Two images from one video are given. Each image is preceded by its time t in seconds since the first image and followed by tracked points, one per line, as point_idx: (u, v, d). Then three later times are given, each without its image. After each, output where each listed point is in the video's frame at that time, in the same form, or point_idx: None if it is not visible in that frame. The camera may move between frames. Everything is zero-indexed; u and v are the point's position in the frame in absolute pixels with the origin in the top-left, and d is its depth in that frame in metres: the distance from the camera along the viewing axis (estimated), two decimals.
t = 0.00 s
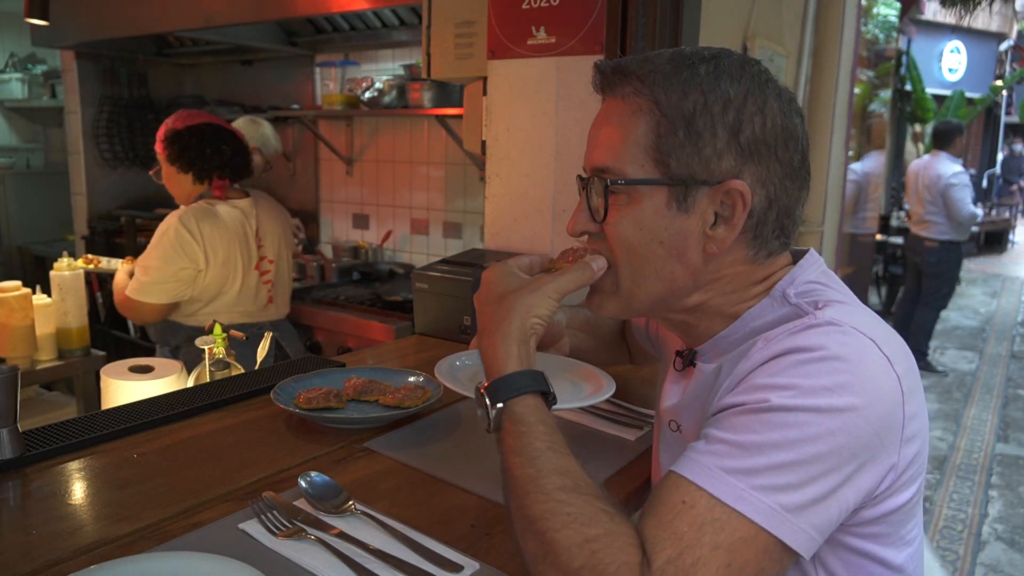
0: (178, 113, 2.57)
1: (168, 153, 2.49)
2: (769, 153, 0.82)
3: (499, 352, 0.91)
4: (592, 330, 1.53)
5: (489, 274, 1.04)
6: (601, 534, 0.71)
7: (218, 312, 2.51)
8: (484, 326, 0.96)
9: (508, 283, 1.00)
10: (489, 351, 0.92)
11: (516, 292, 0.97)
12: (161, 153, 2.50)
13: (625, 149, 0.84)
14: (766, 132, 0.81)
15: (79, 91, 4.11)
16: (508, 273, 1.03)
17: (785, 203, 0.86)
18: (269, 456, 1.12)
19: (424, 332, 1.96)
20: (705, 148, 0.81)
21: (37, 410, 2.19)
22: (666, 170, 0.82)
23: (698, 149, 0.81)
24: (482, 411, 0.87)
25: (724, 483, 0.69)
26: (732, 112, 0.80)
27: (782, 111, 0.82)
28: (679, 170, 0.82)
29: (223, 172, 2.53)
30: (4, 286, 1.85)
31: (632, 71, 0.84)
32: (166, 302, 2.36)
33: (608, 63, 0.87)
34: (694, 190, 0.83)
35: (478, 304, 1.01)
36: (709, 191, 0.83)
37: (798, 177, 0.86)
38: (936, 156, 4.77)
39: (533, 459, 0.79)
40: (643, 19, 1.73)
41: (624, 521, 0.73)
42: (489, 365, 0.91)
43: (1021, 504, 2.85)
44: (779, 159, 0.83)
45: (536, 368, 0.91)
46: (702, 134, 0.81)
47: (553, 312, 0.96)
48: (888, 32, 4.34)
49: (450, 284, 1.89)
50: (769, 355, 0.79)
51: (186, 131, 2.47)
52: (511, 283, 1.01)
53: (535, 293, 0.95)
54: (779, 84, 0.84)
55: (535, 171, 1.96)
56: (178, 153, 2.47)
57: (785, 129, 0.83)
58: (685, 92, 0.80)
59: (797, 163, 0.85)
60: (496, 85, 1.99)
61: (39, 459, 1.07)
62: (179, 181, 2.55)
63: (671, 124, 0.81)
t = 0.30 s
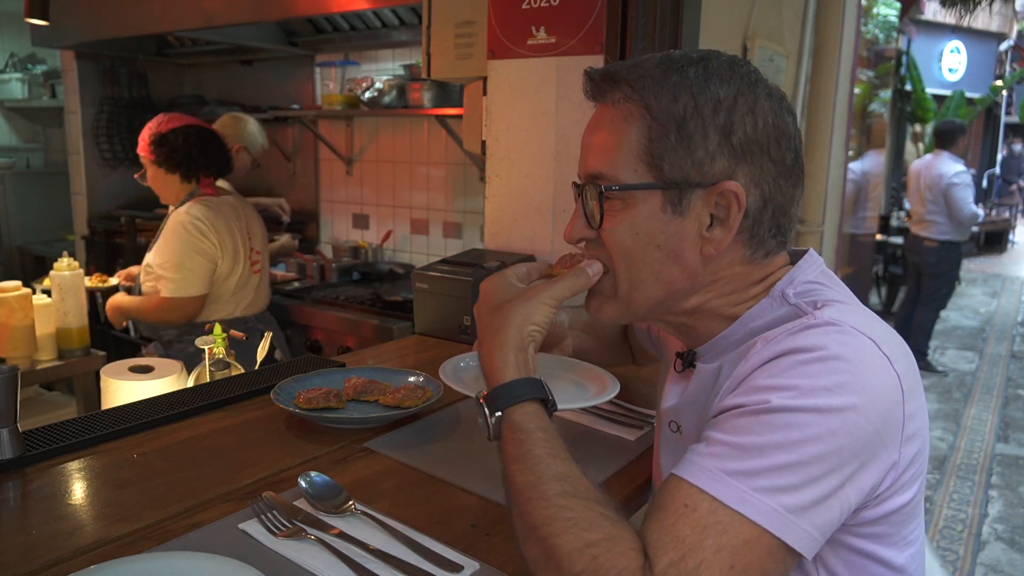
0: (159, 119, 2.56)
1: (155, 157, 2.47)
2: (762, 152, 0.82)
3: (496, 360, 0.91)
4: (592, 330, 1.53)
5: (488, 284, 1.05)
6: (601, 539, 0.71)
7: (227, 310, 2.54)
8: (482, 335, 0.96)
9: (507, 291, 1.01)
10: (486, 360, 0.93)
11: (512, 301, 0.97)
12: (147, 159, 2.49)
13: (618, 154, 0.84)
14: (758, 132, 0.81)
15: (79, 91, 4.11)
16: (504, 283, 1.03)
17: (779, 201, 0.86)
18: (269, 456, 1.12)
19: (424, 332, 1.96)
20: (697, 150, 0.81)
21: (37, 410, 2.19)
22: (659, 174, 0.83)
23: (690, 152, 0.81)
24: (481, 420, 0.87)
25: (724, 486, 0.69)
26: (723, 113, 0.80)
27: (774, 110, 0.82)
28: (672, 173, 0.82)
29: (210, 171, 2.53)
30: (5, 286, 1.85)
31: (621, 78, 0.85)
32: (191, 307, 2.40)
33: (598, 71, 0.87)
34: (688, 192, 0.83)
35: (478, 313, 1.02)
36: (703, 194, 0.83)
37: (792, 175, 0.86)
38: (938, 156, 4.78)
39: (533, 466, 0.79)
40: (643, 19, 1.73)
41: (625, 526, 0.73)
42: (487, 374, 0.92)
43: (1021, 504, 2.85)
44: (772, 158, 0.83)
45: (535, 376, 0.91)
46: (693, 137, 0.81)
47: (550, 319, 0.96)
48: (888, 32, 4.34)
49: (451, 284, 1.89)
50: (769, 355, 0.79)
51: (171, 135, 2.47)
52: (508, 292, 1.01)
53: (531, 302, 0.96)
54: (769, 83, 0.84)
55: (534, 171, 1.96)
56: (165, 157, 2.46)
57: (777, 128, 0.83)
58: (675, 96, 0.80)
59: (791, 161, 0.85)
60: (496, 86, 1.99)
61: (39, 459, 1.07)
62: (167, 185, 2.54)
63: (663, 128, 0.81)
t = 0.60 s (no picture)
0: (124, 126, 2.54)
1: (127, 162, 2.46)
2: (759, 153, 0.82)
3: (494, 368, 0.91)
4: (592, 331, 1.53)
5: (482, 295, 1.04)
6: (605, 544, 0.71)
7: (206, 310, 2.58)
8: (480, 342, 0.96)
9: (502, 299, 1.01)
10: (485, 368, 0.92)
11: (509, 309, 0.96)
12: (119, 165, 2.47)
13: (615, 159, 0.84)
14: (754, 132, 0.81)
15: (79, 91, 4.12)
16: (501, 291, 1.02)
17: (777, 201, 0.86)
18: (270, 456, 1.12)
19: (424, 332, 1.96)
20: (693, 152, 0.81)
21: (36, 410, 2.18)
22: (657, 176, 0.83)
23: (687, 154, 0.81)
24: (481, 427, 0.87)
25: (727, 488, 0.69)
26: (719, 115, 0.80)
27: (769, 109, 0.82)
28: (670, 176, 0.82)
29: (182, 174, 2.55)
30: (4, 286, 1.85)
31: (616, 82, 0.85)
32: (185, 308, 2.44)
33: (592, 75, 0.88)
34: (686, 195, 0.83)
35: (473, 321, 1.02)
36: (701, 196, 0.83)
37: (789, 175, 0.86)
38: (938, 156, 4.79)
39: (534, 474, 0.79)
40: (644, 19, 1.72)
41: (629, 530, 0.73)
42: (485, 381, 0.91)
43: (1021, 504, 2.85)
44: (769, 158, 0.83)
45: (532, 382, 0.91)
46: (690, 139, 0.81)
47: (548, 325, 0.96)
48: (888, 32, 4.34)
49: (451, 284, 1.89)
50: (770, 356, 0.79)
51: (143, 139, 2.46)
52: (505, 299, 1.01)
53: (529, 309, 0.95)
54: (764, 82, 0.84)
55: (534, 171, 1.96)
56: (139, 162, 2.45)
57: (773, 128, 0.83)
58: (670, 99, 0.80)
59: (788, 161, 0.85)
60: (496, 86, 1.99)
61: (39, 459, 1.07)
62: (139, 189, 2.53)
63: (659, 131, 0.81)
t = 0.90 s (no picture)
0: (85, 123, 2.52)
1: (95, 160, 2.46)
2: (759, 152, 0.82)
3: (490, 375, 0.91)
4: (593, 332, 1.53)
5: (476, 300, 1.04)
6: (605, 548, 0.70)
7: (180, 301, 2.67)
8: (476, 348, 0.95)
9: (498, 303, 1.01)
10: (481, 374, 0.92)
11: (503, 314, 0.96)
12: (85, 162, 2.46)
13: (616, 159, 0.84)
14: (755, 131, 0.81)
15: (79, 92, 4.11)
16: (495, 298, 1.02)
17: (777, 201, 0.86)
18: (270, 456, 1.12)
19: (424, 332, 1.96)
20: (695, 152, 0.81)
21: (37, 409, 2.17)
22: (657, 176, 0.83)
23: (688, 154, 0.81)
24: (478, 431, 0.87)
25: (729, 490, 0.69)
26: (720, 115, 0.80)
27: (770, 109, 0.82)
28: (670, 175, 0.82)
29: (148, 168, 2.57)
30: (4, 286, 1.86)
31: (617, 81, 0.85)
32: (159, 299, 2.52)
33: (594, 75, 0.88)
34: (687, 195, 0.83)
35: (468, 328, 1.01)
36: (701, 195, 0.83)
37: (790, 175, 0.86)
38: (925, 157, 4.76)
39: (533, 478, 0.79)
40: (644, 18, 1.72)
41: (629, 532, 0.73)
42: (482, 388, 0.91)
43: (1021, 504, 2.85)
44: (770, 158, 0.83)
45: (530, 388, 0.91)
46: (690, 138, 0.81)
47: (543, 329, 0.95)
48: (888, 32, 4.34)
49: (450, 285, 1.89)
50: (770, 357, 0.79)
51: (109, 137, 2.45)
52: (499, 306, 1.00)
53: (523, 313, 0.94)
54: (766, 83, 0.84)
55: (533, 171, 1.96)
56: (108, 161, 2.46)
57: (774, 128, 0.83)
58: (672, 98, 0.80)
59: (788, 161, 0.85)
60: (496, 86, 2.00)
61: (39, 459, 1.07)
62: (105, 186, 2.54)
63: (660, 130, 0.81)
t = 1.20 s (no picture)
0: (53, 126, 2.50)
1: (70, 162, 2.45)
2: (758, 152, 0.82)
3: (486, 376, 0.91)
4: (593, 331, 1.53)
5: (468, 300, 1.02)
6: (604, 548, 0.70)
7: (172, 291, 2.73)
8: (470, 348, 0.95)
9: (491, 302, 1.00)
10: (477, 375, 0.92)
11: (497, 314, 0.95)
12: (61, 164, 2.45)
13: (615, 157, 0.84)
14: (754, 131, 0.81)
15: (79, 92, 4.12)
16: (489, 296, 1.01)
17: (776, 201, 0.85)
18: (270, 456, 1.12)
19: (424, 332, 1.96)
20: (693, 151, 0.81)
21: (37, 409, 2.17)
22: (656, 174, 0.83)
23: (687, 153, 0.81)
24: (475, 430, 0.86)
25: (727, 490, 0.69)
26: (719, 115, 0.80)
27: (769, 110, 0.82)
28: (669, 175, 0.82)
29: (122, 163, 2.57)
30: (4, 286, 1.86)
31: (618, 80, 0.85)
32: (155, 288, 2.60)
33: (594, 74, 0.88)
34: (685, 194, 0.83)
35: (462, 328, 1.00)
36: (700, 195, 0.83)
37: (789, 175, 0.86)
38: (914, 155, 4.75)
39: (530, 478, 0.79)
40: (644, 18, 1.73)
41: (628, 533, 0.73)
42: (477, 389, 0.91)
43: (1021, 504, 2.85)
44: (769, 158, 0.83)
45: (525, 388, 0.91)
46: (690, 138, 0.81)
47: (538, 328, 0.95)
48: (888, 32, 4.35)
49: (450, 285, 1.89)
50: (768, 356, 0.79)
51: (81, 137, 2.44)
52: (492, 306, 0.99)
53: (517, 313, 0.94)
54: (765, 83, 0.84)
55: (534, 171, 1.96)
56: (82, 161, 2.45)
57: (773, 129, 0.83)
58: (672, 97, 0.80)
59: (787, 162, 0.85)
60: (496, 85, 1.99)
61: (39, 459, 1.07)
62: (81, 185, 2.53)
63: (660, 129, 0.81)
